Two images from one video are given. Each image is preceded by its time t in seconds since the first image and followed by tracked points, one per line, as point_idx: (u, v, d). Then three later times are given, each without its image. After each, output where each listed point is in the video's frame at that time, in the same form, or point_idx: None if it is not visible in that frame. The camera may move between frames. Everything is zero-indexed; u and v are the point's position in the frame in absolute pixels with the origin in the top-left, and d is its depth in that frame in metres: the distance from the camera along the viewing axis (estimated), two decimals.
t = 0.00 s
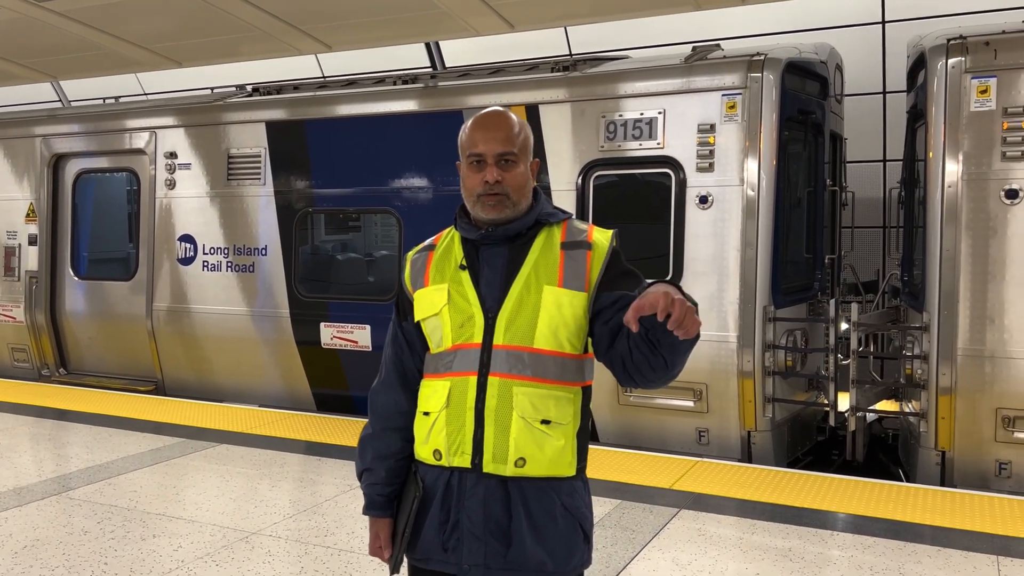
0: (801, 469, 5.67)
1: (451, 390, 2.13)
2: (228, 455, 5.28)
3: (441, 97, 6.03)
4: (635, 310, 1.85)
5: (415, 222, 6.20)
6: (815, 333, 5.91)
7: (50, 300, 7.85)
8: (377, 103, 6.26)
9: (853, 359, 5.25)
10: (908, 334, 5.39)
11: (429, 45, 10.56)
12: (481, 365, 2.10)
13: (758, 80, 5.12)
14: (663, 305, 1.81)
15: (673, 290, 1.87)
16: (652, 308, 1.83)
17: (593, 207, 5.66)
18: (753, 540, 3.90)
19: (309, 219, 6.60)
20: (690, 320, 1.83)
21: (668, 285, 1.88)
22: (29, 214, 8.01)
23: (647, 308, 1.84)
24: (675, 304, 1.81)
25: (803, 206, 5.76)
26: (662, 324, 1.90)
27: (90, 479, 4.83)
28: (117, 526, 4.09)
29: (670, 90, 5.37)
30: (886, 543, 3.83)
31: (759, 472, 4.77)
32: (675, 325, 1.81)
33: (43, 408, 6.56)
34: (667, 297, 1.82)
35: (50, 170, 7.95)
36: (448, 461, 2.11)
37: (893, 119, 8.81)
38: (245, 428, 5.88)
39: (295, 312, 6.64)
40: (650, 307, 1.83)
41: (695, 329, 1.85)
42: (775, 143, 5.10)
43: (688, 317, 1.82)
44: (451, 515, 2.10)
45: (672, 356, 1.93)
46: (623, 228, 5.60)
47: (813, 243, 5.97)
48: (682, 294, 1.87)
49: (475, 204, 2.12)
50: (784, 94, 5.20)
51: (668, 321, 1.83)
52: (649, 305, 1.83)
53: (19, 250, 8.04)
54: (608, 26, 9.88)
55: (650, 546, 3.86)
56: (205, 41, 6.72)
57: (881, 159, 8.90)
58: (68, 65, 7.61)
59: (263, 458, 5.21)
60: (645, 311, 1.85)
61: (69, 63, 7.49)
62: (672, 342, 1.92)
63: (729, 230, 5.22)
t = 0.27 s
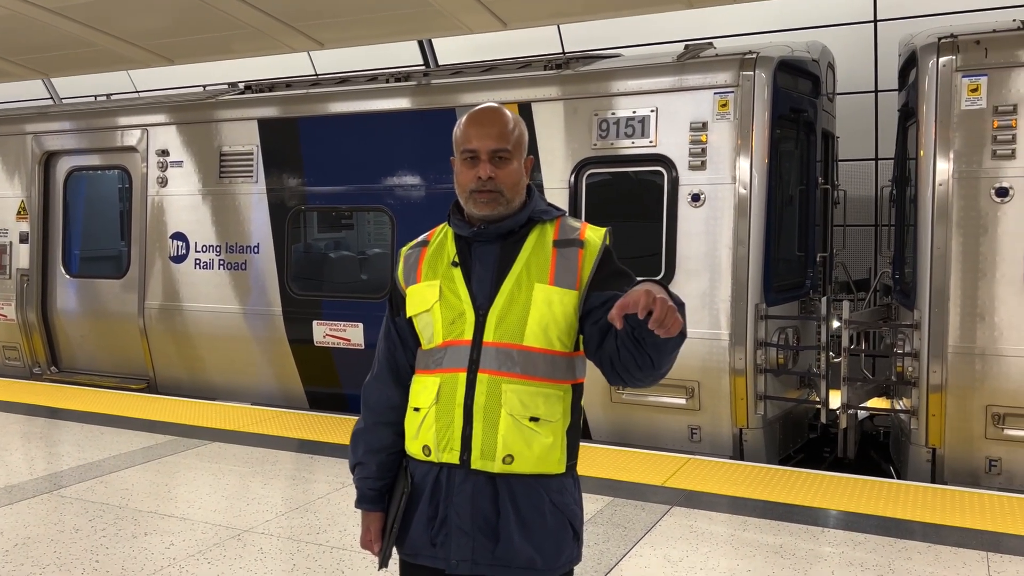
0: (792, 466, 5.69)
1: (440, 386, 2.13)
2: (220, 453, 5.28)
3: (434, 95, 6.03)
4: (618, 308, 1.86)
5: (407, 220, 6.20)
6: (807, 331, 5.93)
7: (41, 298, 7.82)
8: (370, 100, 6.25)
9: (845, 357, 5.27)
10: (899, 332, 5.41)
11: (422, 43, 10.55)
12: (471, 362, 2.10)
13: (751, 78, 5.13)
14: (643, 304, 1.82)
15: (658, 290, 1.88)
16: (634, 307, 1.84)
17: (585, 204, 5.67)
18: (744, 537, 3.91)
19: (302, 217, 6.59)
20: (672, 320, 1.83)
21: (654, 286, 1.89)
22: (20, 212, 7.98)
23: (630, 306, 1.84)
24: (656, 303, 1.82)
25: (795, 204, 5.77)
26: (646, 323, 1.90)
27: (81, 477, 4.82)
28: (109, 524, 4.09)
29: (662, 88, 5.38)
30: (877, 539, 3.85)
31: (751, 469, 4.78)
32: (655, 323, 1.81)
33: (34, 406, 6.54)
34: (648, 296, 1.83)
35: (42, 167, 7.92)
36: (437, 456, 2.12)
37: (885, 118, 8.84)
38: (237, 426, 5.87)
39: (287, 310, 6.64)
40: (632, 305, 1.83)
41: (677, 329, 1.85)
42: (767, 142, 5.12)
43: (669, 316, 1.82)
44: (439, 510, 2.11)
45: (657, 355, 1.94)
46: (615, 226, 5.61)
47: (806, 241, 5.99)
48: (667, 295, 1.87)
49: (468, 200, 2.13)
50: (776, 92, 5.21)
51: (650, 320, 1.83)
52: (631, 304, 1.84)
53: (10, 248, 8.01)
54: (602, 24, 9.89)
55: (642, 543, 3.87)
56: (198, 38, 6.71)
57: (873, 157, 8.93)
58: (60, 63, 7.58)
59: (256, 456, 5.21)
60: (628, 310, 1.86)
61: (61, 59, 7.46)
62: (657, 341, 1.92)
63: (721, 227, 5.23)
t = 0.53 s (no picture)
0: (789, 464, 5.70)
1: (439, 384, 2.14)
2: (217, 452, 5.27)
3: (431, 94, 6.03)
4: (616, 306, 1.86)
5: (404, 219, 6.19)
6: (803, 329, 5.95)
7: (38, 297, 7.80)
8: (367, 99, 6.25)
9: (841, 355, 5.28)
10: (896, 330, 5.42)
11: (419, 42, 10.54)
12: (470, 360, 2.10)
13: (747, 77, 5.14)
14: (641, 302, 1.82)
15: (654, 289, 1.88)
16: (632, 305, 1.83)
17: (582, 203, 5.67)
18: (742, 535, 3.92)
19: (299, 216, 6.59)
20: (669, 319, 1.83)
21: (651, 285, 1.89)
22: (16, 211, 7.97)
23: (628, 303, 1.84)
24: (654, 302, 1.82)
25: (791, 203, 5.78)
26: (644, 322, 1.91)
27: (78, 476, 4.82)
28: (106, 523, 4.08)
29: (659, 87, 5.38)
30: (873, 537, 3.86)
31: (748, 468, 4.79)
32: (652, 322, 1.82)
33: (31, 405, 6.53)
34: (646, 294, 1.83)
35: (38, 166, 7.91)
36: (435, 454, 2.12)
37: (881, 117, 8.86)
38: (234, 425, 5.86)
39: (284, 309, 6.63)
40: (629, 304, 1.83)
41: (674, 327, 1.85)
42: (764, 140, 5.12)
43: (667, 315, 1.83)
44: (437, 508, 2.11)
45: (655, 353, 1.94)
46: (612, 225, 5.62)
47: (802, 240, 6.00)
48: (663, 294, 1.88)
49: (468, 200, 2.13)
50: (773, 91, 5.22)
51: (648, 318, 1.84)
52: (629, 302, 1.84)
53: (6, 247, 8.00)
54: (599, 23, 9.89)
55: (639, 541, 3.88)
56: (195, 37, 6.70)
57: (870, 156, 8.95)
58: (56, 61, 7.57)
59: (253, 455, 5.21)
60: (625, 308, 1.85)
61: (57, 58, 7.45)
62: (655, 340, 1.92)
63: (718, 226, 5.24)
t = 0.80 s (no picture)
0: (790, 463, 5.70)
1: (444, 384, 2.14)
2: (219, 451, 5.28)
3: (432, 93, 6.03)
4: (623, 302, 1.87)
5: (405, 218, 6.20)
6: (804, 328, 5.95)
7: (39, 296, 7.81)
8: (368, 99, 6.25)
9: (843, 354, 5.28)
10: (897, 329, 5.42)
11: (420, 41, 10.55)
12: (475, 359, 2.11)
13: (748, 76, 5.14)
14: (648, 298, 1.83)
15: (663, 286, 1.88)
16: (639, 301, 1.84)
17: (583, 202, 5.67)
18: (744, 534, 3.92)
19: (300, 215, 6.59)
20: (676, 316, 1.83)
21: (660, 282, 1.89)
22: (17, 210, 7.97)
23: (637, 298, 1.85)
24: (660, 298, 1.82)
25: (792, 202, 5.78)
26: (651, 319, 1.91)
27: (80, 476, 4.82)
28: (108, 522, 4.09)
29: (660, 86, 5.38)
30: (875, 536, 3.86)
31: (749, 467, 4.79)
32: (659, 318, 1.82)
33: (32, 404, 6.53)
34: (653, 290, 1.84)
35: (39, 166, 7.91)
36: (441, 453, 2.12)
37: (882, 116, 8.86)
38: (236, 424, 5.87)
39: (285, 308, 6.64)
40: (636, 300, 1.84)
41: (681, 325, 1.85)
42: (765, 140, 5.12)
43: (673, 312, 1.82)
44: (443, 507, 2.11)
45: (660, 350, 1.94)
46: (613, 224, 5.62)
47: (803, 239, 6.00)
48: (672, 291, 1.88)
49: (471, 199, 2.13)
50: (774, 90, 5.22)
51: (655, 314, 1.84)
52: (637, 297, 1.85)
53: (7, 247, 8.00)
54: (599, 22, 9.89)
55: (641, 540, 3.88)
56: (196, 37, 6.69)
57: (870, 155, 8.95)
58: (57, 61, 7.57)
59: (255, 454, 5.21)
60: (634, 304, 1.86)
61: (58, 58, 7.45)
62: (660, 336, 1.92)
63: (719, 225, 5.24)
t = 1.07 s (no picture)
0: (794, 462, 5.70)
1: (451, 383, 2.14)
2: (224, 450, 5.28)
3: (435, 93, 6.03)
4: (629, 301, 1.86)
5: (409, 218, 6.20)
6: (808, 327, 5.94)
7: (44, 296, 7.82)
8: (372, 98, 6.26)
9: (846, 353, 5.27)
10: (901, 328, 5.41)
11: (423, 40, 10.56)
12: (482, 358, 2.11)
13: (752, 75, 5.13)
14: (654, 299, 1.82)
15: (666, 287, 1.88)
16: (644, 301, 1.84)
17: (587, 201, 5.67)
18: (748, 533, 3.92)
19: (303, 215, 6.60)
20: (681, 316, 1.84)
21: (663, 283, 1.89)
22: (22, 210, 7.98)
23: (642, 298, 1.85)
24: (666, 300, 1.82)
25: (796, 201, 5.78)
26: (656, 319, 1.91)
27: (85, 475, 4.83)
28: (113, 522, 4.10)
29: (663, 85, 5.38)
30: (880, 535, 3.86)
31: (753, 466, 4.79)
32: (665, 318, 1.82)
33: (37, 404, 6.55)
34: (659, 291, 1.83)
35: (43, 166, 7.92)
36: (448, 453, 2.12)
37: (886, 114, 8.85)
38: (240, 423, 5.88)
39: (289, 308, 6.64)
40: (642, 299, 1.84)
41: (685, 325, 1.86)
42: (769, 138, 5.12)
43: (678, 312, 1.83)
44: (451, 506, 2.12)
45: (665, 350, 1.95)
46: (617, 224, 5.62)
47: (807, 237, 5.99)
48: (676, 291, 1.88)
49: (481, 199, 2.12)
50: (778, 89, 5.22)
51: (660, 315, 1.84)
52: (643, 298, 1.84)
53: (12, 247, 8.01)
54: (602, 21, 9.89)
55: (646, 539, 3.88)
56: (199, 36, 6.70)
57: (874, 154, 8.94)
58: (61, 61, 7.58)
59: (259, 453, 5.22)
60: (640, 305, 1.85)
61: (61, 58, 7.46)
62: (666, 337, 1.93)
63: (722, 224, 5.24)
